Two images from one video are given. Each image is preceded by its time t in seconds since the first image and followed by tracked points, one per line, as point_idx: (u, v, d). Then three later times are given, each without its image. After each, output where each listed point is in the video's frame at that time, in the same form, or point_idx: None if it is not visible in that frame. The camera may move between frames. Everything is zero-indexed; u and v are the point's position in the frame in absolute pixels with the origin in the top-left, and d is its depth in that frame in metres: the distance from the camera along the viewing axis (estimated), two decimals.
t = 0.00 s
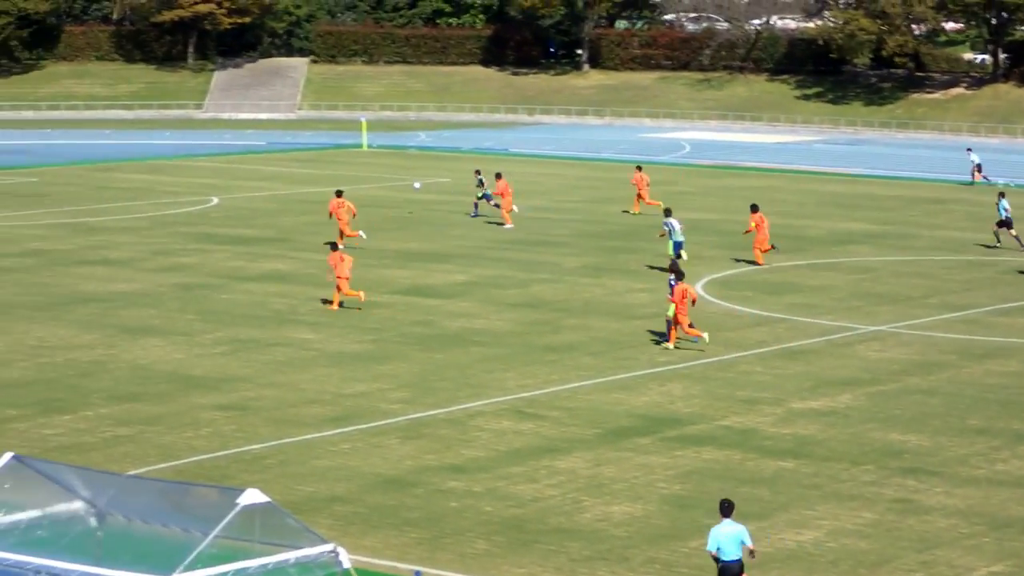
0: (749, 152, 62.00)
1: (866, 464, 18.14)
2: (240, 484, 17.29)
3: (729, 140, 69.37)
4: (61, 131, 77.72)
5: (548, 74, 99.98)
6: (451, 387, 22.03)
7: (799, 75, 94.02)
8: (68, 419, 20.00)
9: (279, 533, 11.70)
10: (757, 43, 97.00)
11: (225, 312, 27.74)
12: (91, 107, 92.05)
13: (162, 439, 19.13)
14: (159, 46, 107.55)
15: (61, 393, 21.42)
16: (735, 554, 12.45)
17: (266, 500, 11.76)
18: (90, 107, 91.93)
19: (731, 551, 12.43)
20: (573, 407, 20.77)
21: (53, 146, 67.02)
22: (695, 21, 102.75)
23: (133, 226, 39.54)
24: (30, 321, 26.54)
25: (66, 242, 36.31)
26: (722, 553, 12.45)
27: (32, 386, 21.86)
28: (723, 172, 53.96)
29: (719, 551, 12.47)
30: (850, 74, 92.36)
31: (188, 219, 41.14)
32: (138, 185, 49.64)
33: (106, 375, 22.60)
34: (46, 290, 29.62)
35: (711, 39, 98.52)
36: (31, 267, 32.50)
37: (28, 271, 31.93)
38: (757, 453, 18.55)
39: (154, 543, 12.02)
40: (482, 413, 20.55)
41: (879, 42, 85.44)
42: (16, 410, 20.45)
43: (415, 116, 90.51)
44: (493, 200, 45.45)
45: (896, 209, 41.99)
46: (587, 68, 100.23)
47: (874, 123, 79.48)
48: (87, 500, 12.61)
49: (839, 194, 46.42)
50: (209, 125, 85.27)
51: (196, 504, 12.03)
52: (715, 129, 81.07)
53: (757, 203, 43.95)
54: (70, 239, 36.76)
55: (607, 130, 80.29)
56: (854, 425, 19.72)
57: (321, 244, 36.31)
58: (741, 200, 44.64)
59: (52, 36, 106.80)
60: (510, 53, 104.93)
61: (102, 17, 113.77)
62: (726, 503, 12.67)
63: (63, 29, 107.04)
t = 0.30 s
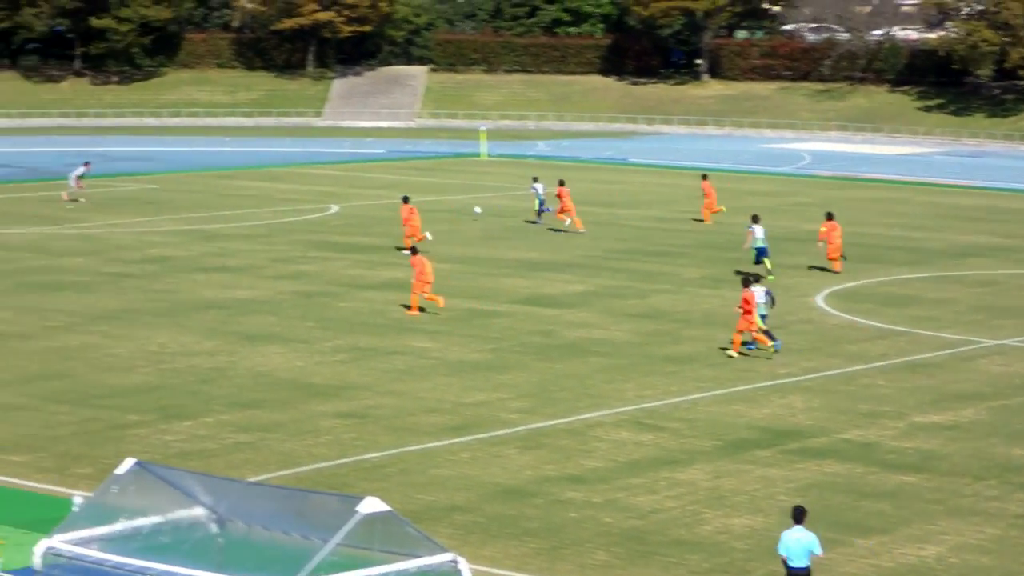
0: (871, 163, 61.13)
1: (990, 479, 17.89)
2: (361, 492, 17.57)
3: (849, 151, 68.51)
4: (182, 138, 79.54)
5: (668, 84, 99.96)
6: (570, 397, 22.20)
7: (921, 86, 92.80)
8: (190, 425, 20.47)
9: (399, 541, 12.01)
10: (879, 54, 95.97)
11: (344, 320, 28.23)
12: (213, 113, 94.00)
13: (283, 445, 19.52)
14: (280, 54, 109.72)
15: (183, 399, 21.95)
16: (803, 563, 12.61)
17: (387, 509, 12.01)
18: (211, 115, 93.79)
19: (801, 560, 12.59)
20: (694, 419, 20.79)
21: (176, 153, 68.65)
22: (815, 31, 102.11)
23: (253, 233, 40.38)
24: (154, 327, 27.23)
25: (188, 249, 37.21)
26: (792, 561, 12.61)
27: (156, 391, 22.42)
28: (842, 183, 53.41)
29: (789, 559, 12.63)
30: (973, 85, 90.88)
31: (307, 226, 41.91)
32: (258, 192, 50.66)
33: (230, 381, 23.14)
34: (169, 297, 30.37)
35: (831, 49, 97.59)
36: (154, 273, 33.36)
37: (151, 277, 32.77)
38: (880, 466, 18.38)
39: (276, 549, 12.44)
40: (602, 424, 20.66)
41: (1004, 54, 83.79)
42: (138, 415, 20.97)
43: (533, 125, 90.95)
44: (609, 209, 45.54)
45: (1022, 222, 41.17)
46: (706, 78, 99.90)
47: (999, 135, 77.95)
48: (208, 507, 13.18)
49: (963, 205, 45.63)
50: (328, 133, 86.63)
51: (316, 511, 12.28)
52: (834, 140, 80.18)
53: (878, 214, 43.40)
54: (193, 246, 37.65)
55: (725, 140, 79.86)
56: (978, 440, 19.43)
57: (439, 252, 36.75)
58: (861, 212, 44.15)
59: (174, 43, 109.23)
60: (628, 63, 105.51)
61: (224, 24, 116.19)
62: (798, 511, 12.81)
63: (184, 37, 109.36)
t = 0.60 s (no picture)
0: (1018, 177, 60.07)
1: None
2: (500, 504, 17.86)
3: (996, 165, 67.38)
4: (323, 149, 81.06)
5: (810, 97, 99.70)
6: (710, 411, 22.30)
7: None
8: (331, 435, 21.00)
9: (538, 554, 12.23)
10: None
11: (483, 332, 28.66)
12: (354, 125, 95.79)
13: (423, 457, 19.94)
14: (420, 65, 111.33)
15: (324, 410, 22.52)
16: (896, 565, 13.02)
17: (527, 521, 12.29)
18: (353, 126, 95.47)
19: (894, 562, 12.99)
20: (834, 434, 20.74)
21: (316, 165, 69.98)
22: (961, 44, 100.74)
23: (394, 245, 41.13)
24: (296, 338, 27.95)
25: (330, 260, 38.06)
26: (884, 562, 13.01)
27: (298, 401, 23.05)
28: (988, 197, 52.59)
29: (882, 561, 13.03)
30: None
31: (447, 238, 42.54)
32: (398, 204, 51.49)
33: (371, 392, 23.71)
34: (311, 308, 31.14)
35: (977, 62, 96.63)
36: (295, 285, 34.21)
37: (293, 289, 33.63)
38: None
39: (414, 558, 12.83)
40: (741, 438, 20.72)
41: None
42: (280, 424, 21.57)
43: (674, 137, 90.72)
44: (749, 222, 45.32)
45: None
46: (848, 91, 99.61)
47: None
48: (348, 517, 13.62)
49: None
50: (469, 144, 87.57)
51: (452, 522, 12.72)
52: (980, 153, 79.09)
53: None
54: (334, 258, 38.50)
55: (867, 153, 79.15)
56: None
57: (579, 265, 37.02)
58: (1007, 226, 43.41)
59: (316, 54, 111.32)
60: (770, 76, 104.91)
61: (365, 36, 118.20)
62: (893, 515, 13.21)
63: (326, 48, 111.52)
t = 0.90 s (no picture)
0: None
1: None
2: (581, 510, 18.03)
3: None
4: (402, 155, 81.72)
5: (893, 103, 99.62)
6: (792, 418, 22.33)
7: None
8: (411, 441, 21.33)
9: (622, 562, 11.33)
10: None
11: (563, 338, 28.90)
12: (435, 132, 96.51)
13: (503, 463, 20.19)
14: (502, 72, 111.95)
15: (404, 416, 22.88)
16: (935, 559, 13.50)
17: (609, 527, 11.49)
18: (434, 133, 96.04)
19: (933, 557, 13.47)
20: (916, 441, 20.78)
21: (396, 171, 70.70)
22: None
23: (473, 251, 41.53)
24: (376, 344, 28.38)
25: (409, 266, 38.56)
26: (923, 556, 13.51)
27: (380, 407, 23.44)
28: None
29: (921, 554, 13.53)
30: None
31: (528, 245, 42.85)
32: (478, 211, 51.90)
33: (451, 398, 24.05)
34: (392, 314, 31.57)
35: None
36: (376, 291, 34.68)
37: (373, 295, 34.10)
38: None
39: (496, 566, 11.99)
40: (823, 445, 20.77)
41: None
42: (361, 430, 21.96)
43: (756, 143, 90.23)
44: (831, 228, 45.12)
45: None
46: (932, 97, 99.57)
47: None
48: (430, 523, 12.73)
49: None
50: (549, 151, 87.86)
51: (539, 530, 11.95)
52: None
53: None
54: (415, 264, 38.96)
55: (950, 159, 78.59)
56: None
57: (660, 271, 37.13)
58: None
59: (397, 61, 112.35)
60: (853, 82, 103.65)
61: (446, 42, 119.07)
62: (934, 511, 13.63)
63: (407, 55, 112.27)
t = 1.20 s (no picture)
0: None
1: None
2: (617, 514, 18.10)
3: None
4: (441, 159, 82.05)
5: (933, 109, 99.28)
6: (830, 423, 22.32)
7: None
8: (447, 444, 21.47)
9: (656, 565, 11.36)
10: None
11: (600, 342, 28.97)
12: (475, 135, 96.77)
13: (539, 466, 20.28)
14: (541, 76, 112.07)
15: (440, 419, 23.02)
16: (934, 557, 13.52)
17: (643, 532, 11.54)
18: (473, 136, 96.31)
19: (932, 555, 13.50)
20: (952, 448, 20.76)
21: (434, 174, 70.98)
22: None
23: (512, 254, 41.63)
24: (413, 347, 28.55)
25: (447, 269, 38.74)
26: (923, 554, 13.52)
27: (416, 410, 23.62)
28: None
29: (921, 553, 13.55)
30: None
31: (567, 248, 42.93)
32: (516, 214, 52.04)
33: (487, 401, 24.19)
34: (429, 317, 31.76)
35: None
36: (413, 293, 34.88)
37: (411, 298, 34.30)
38: None
39: (531, 569, 12.12)
40: (860, 450, 20.76)
41: None
42: (398, 433, 22.14)
43: (795, 149, 89.91)
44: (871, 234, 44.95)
45: None
46: (973, 103, 99.17)
47: None
48: (465, 526, 12.85)
49: None
50: (588, 155, 87.89)
51: (573, 534, 12.05)
52: None
53: None
54: (453, 267, 39.13)
55: (991, 164, 78.14)
56: None
57: (698, 276, 37.12)
58: None
59: (437, 65, 112.70)
60: (893, 87, 103.90)
61: (486, 46, 119.39)
62: (931, 508, 13.70)
63: (446, 58, 112.76)
